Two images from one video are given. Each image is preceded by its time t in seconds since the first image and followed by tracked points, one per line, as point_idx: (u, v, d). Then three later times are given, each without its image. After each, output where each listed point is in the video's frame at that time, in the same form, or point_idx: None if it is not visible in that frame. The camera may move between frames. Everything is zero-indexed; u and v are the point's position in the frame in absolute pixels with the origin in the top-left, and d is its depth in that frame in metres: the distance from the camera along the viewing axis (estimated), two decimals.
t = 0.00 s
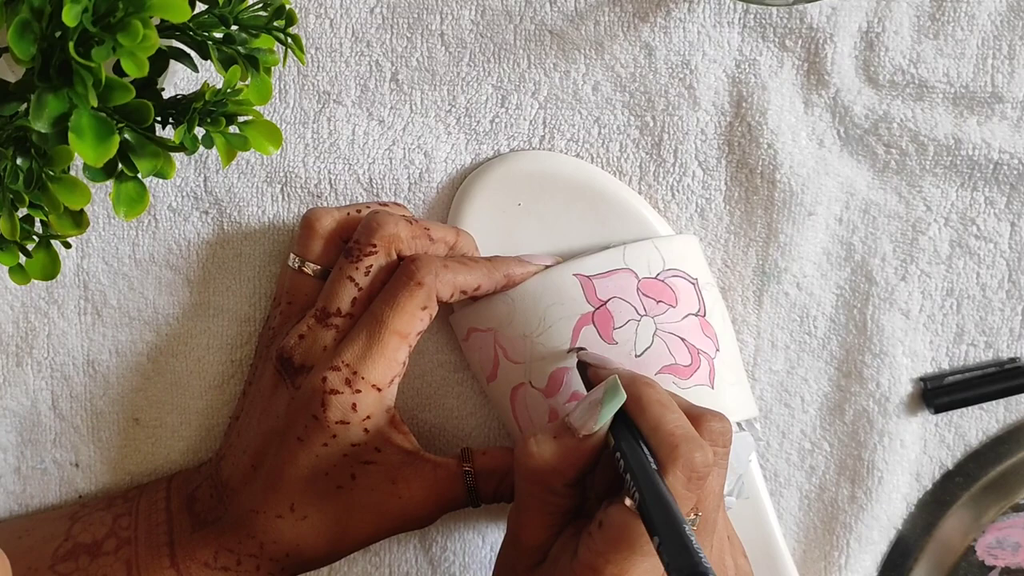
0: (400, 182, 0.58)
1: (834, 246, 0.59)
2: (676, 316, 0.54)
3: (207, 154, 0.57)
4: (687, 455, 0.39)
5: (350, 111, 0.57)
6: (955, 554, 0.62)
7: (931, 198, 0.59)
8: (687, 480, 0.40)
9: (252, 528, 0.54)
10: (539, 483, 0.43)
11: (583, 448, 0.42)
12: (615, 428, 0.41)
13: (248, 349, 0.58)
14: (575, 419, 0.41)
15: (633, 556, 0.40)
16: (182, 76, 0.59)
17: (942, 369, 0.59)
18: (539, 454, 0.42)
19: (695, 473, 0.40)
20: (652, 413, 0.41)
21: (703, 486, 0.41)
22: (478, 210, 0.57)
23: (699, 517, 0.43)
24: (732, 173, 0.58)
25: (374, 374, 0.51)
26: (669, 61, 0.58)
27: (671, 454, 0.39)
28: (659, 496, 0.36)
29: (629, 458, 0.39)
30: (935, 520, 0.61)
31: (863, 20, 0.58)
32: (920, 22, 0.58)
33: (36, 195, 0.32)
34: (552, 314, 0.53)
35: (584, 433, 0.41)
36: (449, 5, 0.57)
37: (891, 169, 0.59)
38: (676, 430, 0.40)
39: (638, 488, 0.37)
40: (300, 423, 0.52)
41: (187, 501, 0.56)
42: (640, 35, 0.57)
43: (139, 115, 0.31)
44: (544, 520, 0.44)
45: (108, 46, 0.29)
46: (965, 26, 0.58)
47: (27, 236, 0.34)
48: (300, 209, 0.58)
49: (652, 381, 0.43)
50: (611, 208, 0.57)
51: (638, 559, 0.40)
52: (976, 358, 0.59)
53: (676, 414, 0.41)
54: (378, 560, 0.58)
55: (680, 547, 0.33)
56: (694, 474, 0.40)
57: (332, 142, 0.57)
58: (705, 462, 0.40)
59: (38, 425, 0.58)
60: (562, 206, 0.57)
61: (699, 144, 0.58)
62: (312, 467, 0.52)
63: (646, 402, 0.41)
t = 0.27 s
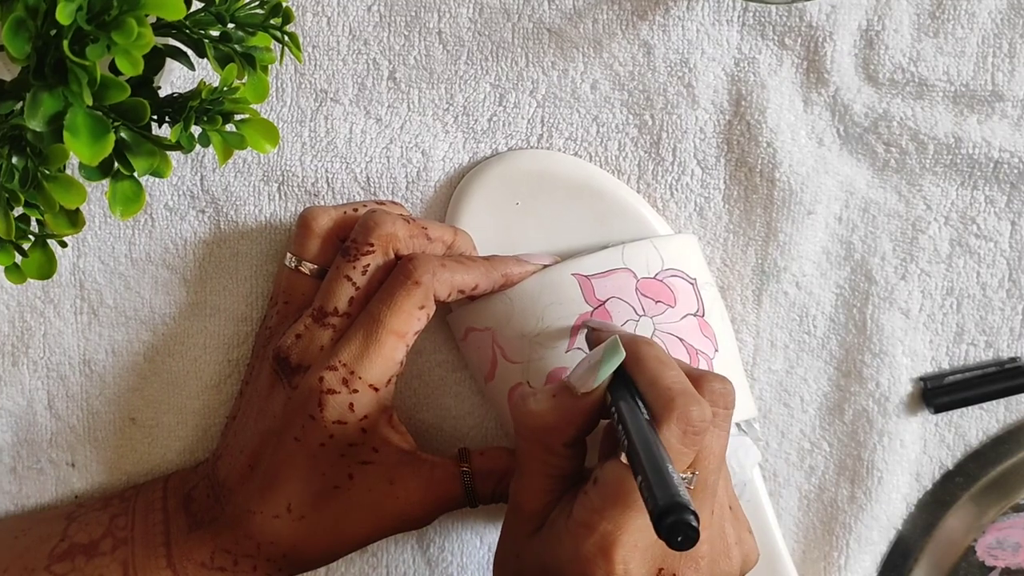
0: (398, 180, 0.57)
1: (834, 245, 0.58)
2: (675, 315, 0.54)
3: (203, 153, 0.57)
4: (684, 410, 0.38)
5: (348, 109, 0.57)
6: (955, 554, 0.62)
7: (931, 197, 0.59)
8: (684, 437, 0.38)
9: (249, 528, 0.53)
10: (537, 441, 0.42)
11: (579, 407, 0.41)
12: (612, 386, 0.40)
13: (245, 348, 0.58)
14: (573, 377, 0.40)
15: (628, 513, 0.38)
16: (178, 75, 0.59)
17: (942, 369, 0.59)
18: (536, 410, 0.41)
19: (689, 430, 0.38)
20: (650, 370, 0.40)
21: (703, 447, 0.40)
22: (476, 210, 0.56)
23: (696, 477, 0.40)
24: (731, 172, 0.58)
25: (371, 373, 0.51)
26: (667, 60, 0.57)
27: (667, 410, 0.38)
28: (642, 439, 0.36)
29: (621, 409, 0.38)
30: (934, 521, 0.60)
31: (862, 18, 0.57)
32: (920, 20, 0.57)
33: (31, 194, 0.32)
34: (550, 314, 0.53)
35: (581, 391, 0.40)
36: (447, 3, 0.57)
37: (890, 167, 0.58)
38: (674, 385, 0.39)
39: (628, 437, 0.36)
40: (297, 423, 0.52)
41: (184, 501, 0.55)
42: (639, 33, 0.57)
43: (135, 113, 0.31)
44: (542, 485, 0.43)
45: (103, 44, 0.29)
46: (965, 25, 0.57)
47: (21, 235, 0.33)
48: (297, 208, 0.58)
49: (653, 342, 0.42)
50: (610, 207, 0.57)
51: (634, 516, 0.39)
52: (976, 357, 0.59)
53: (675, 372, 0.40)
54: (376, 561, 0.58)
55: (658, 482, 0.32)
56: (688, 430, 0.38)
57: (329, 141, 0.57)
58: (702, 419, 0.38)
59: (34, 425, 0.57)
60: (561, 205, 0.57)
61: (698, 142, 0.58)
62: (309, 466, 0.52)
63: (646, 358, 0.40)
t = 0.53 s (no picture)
0: (396, 179, 0.57)
1: (834, 244, 0.58)
2: (674, 314, 0.54)
3: (200, 151, 0.57)
4: (678, 410, 0.38)
5: (345, 108, 0.57)
6: (955, 554, 0.61)
7: (932, 196, 0.58)
8: (680, 436, 0.38)
9: (246, 528, 0.53)
10: (530, 449, 0.42)
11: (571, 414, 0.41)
12: (606, 393, 0.40)
13: (242, 348, 0.58)
14: (566, 384, 0.41)
15: (628, 517, 0.38)
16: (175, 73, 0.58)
17: (943, 368, 0.59)
18: (528, 417, 0.41)
19: (686, 429, 0.38)
20: (643, 371, 0.40)
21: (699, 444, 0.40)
22: (474, 208, 0.56)
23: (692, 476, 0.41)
24: (730, 170, 0.58)
25: (369, 373, 0.51)
26: (667, 57, 0.57)
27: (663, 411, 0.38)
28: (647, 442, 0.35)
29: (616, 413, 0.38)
30: (934, 521, 0.60)
31: (862, 16, 0.57)
32: (921, 18, 0.57)
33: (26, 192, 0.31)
34: (548, 313, 0.53)
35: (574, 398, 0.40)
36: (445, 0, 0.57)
37: (891, 166, 0.58)
38: (668, 386, 0.39)
39: (626, 440, 0.36)
40: (295, 422, 0.52)
41: (181, 501, 0.55)
42: (638, 31, 0.57)
43: (131, 111, 0.31)
44: (537, 489, 0.43)
45: (98, 42, 0.29)
46: (966, 22, 0.57)
47: (17, 234, 0.33)
48: (294, 207, 0.57)
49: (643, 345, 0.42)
50: (609, 205, 0.56)
51: (634, 520, 0.38)
52: (977, 356, 0.59)
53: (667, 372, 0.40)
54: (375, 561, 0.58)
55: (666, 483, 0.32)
56: (684, 429, 0.38)
57: (327, 139, 0.57)
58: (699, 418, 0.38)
59: (30, 425, 0.57)
60: (559, 204, 0.56)
61: (697, 141, 0.58)
62: (307, 466, 0.52)
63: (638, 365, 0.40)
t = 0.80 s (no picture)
0: (394, 178, 0.57)
1: (833, 242, 0.58)
2: (674, 314, 0.54)
3: (198, 149, 0.57)
4: (689, 414, 0.38)
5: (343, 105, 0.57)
6: (955, 554, 0.61)
7: (932, 195, 0.58)
8: (688, 440, 0.38)
9: (243, 528, 0.53)
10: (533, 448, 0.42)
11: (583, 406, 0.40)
12: (618, 387, 0.40)
13: (239, 346, 0.57)
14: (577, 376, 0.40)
15: (633, 516, 0.39)
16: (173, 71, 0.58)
17: (943, 368, 0.59)
18: (540, 412, 0.41)
19: (695, 434, 0.38)
20: (655, 370, 0.39)
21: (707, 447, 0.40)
22: (473, 207, 0.56)
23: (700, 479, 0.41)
24: (730, 169, 0.57)
25: (367, 372, 0.50)
26: (666, 55, 0.57)
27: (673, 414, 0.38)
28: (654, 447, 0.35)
29: (628, 417, 0.38)
30: (935, 520, 0.60)
31: (862, 13, 0.57)
32: (921, 15, 0.57)
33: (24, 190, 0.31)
34: (548, 312, 0.53)
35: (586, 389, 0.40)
36: None
37: (891, 164, 0.58)
38: (679, 387, 0.39)
39: (634, 443, 0.36)
40: (292, 422, 0.51)
41: (178, 501, 0.55)
42: (637, 29, 0.57)
43: (129, 109, 0.30)
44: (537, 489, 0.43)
45: (97, 39, 0.28)
46: (966, 20, 0.57)
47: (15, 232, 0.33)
48: (292, 205, 0.57)
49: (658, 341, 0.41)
50: (609, 204, 0.56)
51: (638, 520, 0.39)
52: (977, 356, 0.59)
53: (679, 372, 0.39)
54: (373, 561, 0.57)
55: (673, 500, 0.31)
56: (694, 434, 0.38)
57: (325, 137, 0.57)
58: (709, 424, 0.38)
59: (27, 424, 0.57)
60: (558, 202, 0.56)
61: (696, 139, 0.57)
62: (305, 466, 0.52)
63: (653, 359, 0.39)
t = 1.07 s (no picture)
0: (392, 176, 0.57)
1: (833, 241, 0.58)
2: (673, 312, 0.53)
3: (195, 148, 0.56)
4: (677, 398, 0.37)
5: (341, 104, 0.56)
6: (956, 554, 0.61)
7: (932, 193, 0.58)
8: (678, 425, 0.38)
9: (241, 528, 0.53)
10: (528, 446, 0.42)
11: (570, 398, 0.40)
12: (605, 377, 0.40)
13: (236, 346, 0.57)
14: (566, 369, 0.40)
15: (624, 505, 0.38)
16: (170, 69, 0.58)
17: (943, 367, 0.58)
18: (527, 402, 0.41)
19: (685, 418, 0.38)
20: (642, 358, 0.39)
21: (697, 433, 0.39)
22: (471, 205, 0.56)
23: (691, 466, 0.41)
24: (729, 167, 0.57)
25: (365, 372, 0.50)
26: (665, 53, 0.57)
27: (661, 399, 0.37)
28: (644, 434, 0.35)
29: (617, 404, 0.37)
30: (935, 520, 0.60)
31: (862, 11, 0.57)
32: (921, 13, 0.57)
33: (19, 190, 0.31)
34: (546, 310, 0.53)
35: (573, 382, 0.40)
36: None
37: (891, 163, 0.58)
38: (666, 373, 0.39)
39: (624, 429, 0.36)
40: (290, 421, 0.51)
41: (175, 501, 0.55)
42: (636, 27, 0.57)
43: (126, 108, 0.30)
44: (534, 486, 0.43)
45: (93, 38, 0.28)
46: (966, 18, 0.57)
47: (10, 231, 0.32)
48: (289, 204, 0.57)
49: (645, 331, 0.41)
50: (607, 201, 0.56)
51: (631, 509, 0.38)
52: (978, 355, 0.58)
53: (666, 360, 0.40)
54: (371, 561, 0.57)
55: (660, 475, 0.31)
56: (683, 418, 0.37)
57: (322, 136, 0.56)
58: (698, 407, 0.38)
59: (23, 424, 0.57)
60: (556, 200, 0.56)
61: (695, 138, 0.57)
62: (302, 466, 0.51)
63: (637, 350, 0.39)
